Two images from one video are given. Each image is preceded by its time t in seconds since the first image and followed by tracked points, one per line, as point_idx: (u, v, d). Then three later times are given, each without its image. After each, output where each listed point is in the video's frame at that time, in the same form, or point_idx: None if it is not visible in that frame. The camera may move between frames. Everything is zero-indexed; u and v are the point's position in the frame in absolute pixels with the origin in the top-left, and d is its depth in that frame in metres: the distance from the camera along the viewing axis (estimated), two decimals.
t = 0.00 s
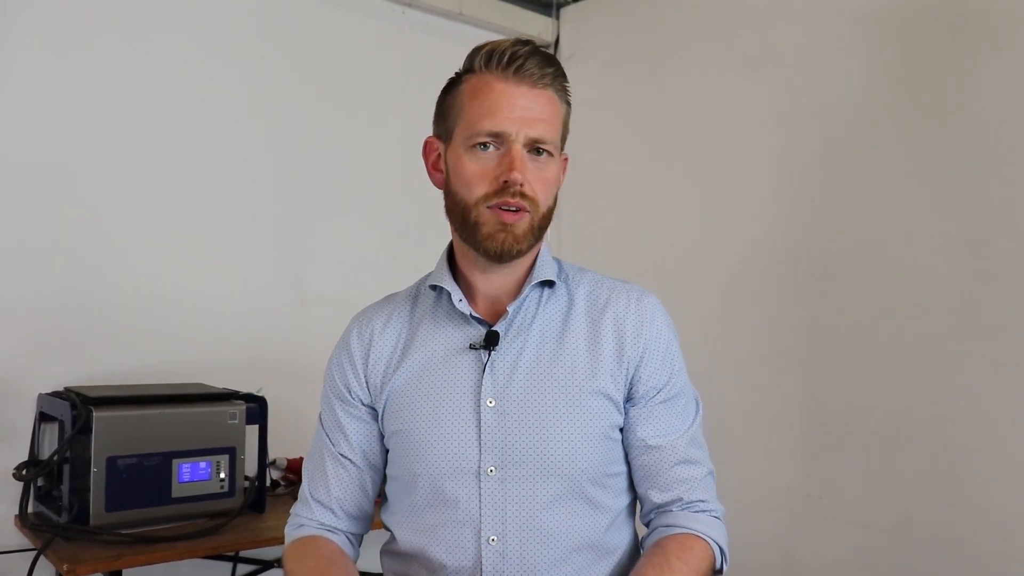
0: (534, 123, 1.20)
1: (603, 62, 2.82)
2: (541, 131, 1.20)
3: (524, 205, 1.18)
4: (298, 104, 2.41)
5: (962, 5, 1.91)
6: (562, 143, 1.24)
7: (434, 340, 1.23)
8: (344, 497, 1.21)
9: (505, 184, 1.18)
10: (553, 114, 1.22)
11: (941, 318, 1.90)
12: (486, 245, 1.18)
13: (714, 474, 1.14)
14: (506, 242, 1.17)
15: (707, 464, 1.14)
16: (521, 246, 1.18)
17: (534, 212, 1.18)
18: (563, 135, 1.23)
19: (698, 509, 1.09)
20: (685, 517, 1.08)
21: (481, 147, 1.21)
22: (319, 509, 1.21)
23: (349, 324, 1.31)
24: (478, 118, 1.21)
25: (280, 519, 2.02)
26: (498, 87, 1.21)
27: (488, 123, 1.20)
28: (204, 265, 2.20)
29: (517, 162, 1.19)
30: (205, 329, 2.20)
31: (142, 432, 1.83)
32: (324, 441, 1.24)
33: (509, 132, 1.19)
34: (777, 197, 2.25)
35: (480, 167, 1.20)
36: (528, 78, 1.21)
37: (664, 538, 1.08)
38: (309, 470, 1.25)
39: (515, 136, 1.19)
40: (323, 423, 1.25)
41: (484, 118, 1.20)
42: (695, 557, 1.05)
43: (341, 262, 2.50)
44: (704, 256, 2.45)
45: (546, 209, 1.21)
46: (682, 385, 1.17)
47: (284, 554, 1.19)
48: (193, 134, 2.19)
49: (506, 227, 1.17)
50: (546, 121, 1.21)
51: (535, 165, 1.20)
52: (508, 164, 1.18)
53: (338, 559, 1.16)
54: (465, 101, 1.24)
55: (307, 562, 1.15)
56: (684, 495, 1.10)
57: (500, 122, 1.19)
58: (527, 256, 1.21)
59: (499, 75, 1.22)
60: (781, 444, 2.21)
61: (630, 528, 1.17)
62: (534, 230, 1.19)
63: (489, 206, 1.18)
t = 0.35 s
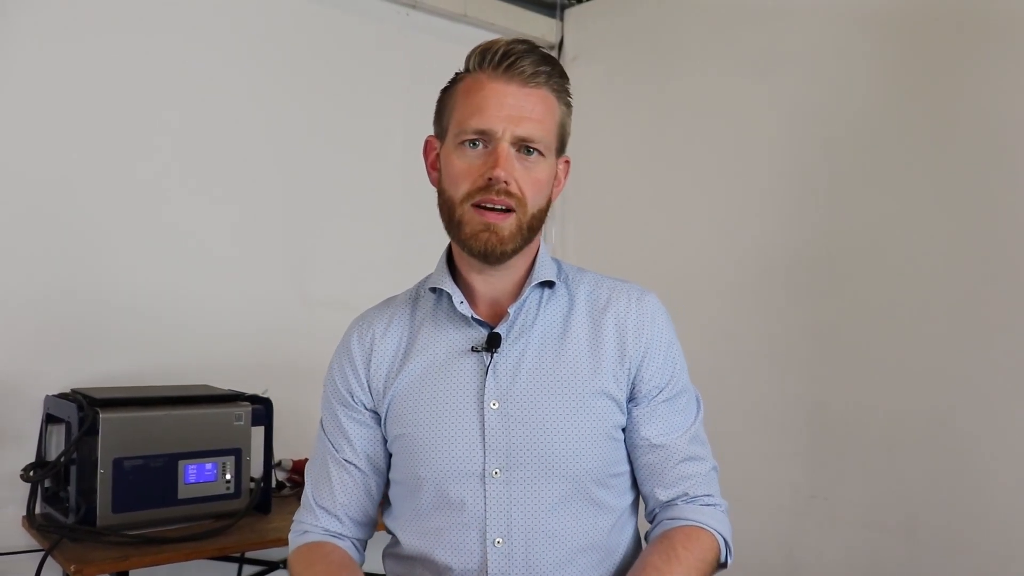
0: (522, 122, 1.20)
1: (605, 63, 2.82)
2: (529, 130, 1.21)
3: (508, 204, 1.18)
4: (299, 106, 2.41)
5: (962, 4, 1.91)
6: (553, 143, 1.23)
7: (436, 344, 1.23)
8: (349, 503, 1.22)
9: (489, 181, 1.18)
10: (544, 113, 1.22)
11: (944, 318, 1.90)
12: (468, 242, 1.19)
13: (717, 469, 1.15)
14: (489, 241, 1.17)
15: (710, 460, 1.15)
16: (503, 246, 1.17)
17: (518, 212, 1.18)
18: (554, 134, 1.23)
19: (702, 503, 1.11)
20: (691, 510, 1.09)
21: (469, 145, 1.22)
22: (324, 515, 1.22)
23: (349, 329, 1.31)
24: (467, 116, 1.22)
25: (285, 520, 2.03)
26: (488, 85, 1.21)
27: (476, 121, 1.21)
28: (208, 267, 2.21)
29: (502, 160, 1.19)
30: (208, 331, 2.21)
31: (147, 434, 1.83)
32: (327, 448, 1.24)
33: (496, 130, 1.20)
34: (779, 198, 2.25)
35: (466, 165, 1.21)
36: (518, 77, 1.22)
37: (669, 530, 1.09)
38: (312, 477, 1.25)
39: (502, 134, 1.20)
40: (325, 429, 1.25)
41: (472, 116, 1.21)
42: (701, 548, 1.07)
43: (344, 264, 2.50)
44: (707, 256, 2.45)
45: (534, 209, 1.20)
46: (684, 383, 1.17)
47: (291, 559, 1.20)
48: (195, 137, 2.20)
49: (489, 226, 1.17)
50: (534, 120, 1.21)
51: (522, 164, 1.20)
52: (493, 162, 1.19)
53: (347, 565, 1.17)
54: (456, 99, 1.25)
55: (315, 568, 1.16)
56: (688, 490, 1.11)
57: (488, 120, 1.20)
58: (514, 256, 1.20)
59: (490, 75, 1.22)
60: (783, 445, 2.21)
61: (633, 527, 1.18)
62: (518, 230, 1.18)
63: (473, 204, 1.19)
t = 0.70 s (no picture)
0: (530, 129, 1.20)
1: (610, 65, 2.82)
2: (538, 137, 1.20)
3: (522, 211, 1.18)
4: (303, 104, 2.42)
5: (968, 6, 1.91)
6: (562, 147, 1.23)
7: (445, 341, 1.23)
8: (364, 502, 1.22)
9: (500, 190, 1.18)
10: (552, 119, 1.22)
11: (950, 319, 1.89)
12: (484, 250, 1.19)
13: (715, 482, 1.14)
14: (503, 248, 1.18)
15: (710, 471, 1.14)
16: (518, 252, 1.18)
17: (532, 218, 1.19)
18: (563, 139, 1.22)
19: (693, 520, 1.10)
20: (678, 527, 1.09)
21: (479, 154, 1.22)
22: (341, 516, 1.22)
23: (361, 325, 1.31)
24: (475, 126, 1.22)
25: (290, 519, 2.04)
26: (495, 94, 1.21)
27: (485, 130, 1.21)
28: (212, 267, 2.22)
29: (513, 168, 1.19)
30: (213, 330, 2.22)
31: (153, 433, 1.84)
32: (339, 443, 1.24)
33: (505, 139, 1.20)
34: (785, 199, 2.24)
35: (478, 174, 1.21)
36: (524, 84, 1.21)
37: (653, 546, 1.09)
38: (326, 473, 1.26)
39: (511, 142, 1.20)
40: (336, 423, 1.26)
41: (481, 125, 1.21)
42: (679, 566, 1.06)
43: (349, 264, 2.51)
44: (712, 259, 2.45)
45: (547, 213, 1.21)
46: (687, 390, 1.16)
47: (309, 567, 1.20)
48: (199, 138, 2.21)
49: (503, 234, 1.18)
50: (543, 127, 1.20)
51: (533, 170, 1.20)
52: (504, 170, 1.19)
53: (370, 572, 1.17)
54: (464, 108, 1.24)
55: None
56: (679, 504, 1.10)
57: (496, 129, 1.20)
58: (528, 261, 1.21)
59: (497, 83, 1.22)
60: (788, 448, 2.20)
61: (635, 532, 1.17)
62: (532, 235, 1.19)
63: (486, 212, 1.19)
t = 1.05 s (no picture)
0: (531, 131, 1.20)
1: (611, 65, 2.83)
2: (540, 139, 1.20)
3: (523, 214, 1.18)
4: (304, 105, 2.42)
5: (969, 6, 1.92)
6: (564, 148, 1.23)
7: (448, 343, 1.24)
8: (363, 502, 1.23)
9: (502, 193, 1.18)
10: (554, 120, 1.21)
11: (952, 319, 1.89)
12: (486, 254, 1.20)
13: (726, 479, 1.14)
14: (505, 251, 1.19)
15: (719, 468, 1.14)
16: (520, 255, 1.19)
17: (533, 220, 1.19)
18: (565, 139, 1.22)
19: (705, 517, 1.10)
20: (692, 524, 1.09)
21: (480, 156, 1.22)
22: (341, 515, 1.23)
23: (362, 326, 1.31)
24: (476, 128, 1.22)
25: (293, 520, 2.04)
26: (496, 97, 1.21)
27: (486, 133, 1.21)
28: (214, 267, 2.22)
29: (514, 171, 1.19)
30: (215, 331, 2.22)
31: (155, 434, 1.84)
32: (340, 445, 1.25)
33: (506, 141, 1.20)
34: (786, 199, 2.25)
35: (479, 177, 1.21)
36: (524, 86, 1.21)
37: (668, 544, 1.09)
38: (326, 474, 1.27)
39: (512, 145, 1.20)
40: (338, 425, 1.26)
41: (481, 128, 1.21)
42: (696, 564, 1.06)
43: (350, 264, 2.51)
44: (713, 258, 2.45)
45: (549, 215, 1.21)
46: (694, 389, 1.16)
47: (311, 563, 1.21)
48: (200, 138, 2.21)
49: (504, 237, 1.18)
50: (544, 129, 1.20)
51: (534, 173, 1.20)
52: (505, 173, 1.19)
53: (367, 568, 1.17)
54: (465, 110, 1.24)
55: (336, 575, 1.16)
56: (691, 501, 1.10)
57: (497, 132, 1.20)
58: (530, 262, 1.21)
59: (498, 85, 1.22)
60: (789, 447, 2.20)
61: (641, 531, 1.17)
62: (534, 238, 1.19)
63: (487, 215, 1.19)
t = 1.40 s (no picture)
0: (504, 150, 1.17)
1: (613, 64, 2.83)
2: (513, 158, 1.17)
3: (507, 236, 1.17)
4: (306, 104, 2.42)
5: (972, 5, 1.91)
6: (545, 159, 1.19)
7: (453, 344, 1.23)
8: (370, 503, 1.22)
9: (481, 218, 1.17)
10: (528, 135, 1.18)
11: (956, 320, 1.89)
12: (475, 276, 1.20)
13: (730, 481, 1.14)
14: (492, 274, 1.18)
15: (725, 471, 1.13)
16: (507, 276, 1.18)
17: (518, 240, 1.18)
18: (543, 152, 1.19)
19: (710, 521, 1.10)
20: (696, 529, 1.08)
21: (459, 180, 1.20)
22: (344, 514, 1.23)
23: (368, 327, 1.32)
24: (452, 152, 1.20)
25: (295, 519, 2.04)
26: (467, 120, 1.18)
27: (460, 158, 1.18)
28: (216, 266, 2.22)
29: (490, 194, 1.16)
30: (217, 330, 2.22)
31: (157, 434, 1.84)
32: (344, 444, 1.25)
33: (479, 165, 1.17)
34: (789, 198, 2.25)
35: (460, 201, 1.20)
36: (493, 104, 1.18)
37: (670, 550, 1.09)
38: (331, 473, 1.27)
39: (486, 168, 1.17)
40: (343, 425, 1.26)
41: (456, 152, 1.19)
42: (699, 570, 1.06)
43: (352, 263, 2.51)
44: (715, 257, 2.45)
45: (535, 230, 1.19)
46: (701, 391, 1.16)
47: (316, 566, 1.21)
48: (203, 137, 2.21)
49: (488, 261, 1.18)
50: (518, 147, 1.17)
51: (513, 192, 1.18)
52: (482, 197, 1.17)
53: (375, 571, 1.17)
54: (442, 133, 1.23)
55: None
56: (696, 505, 1.10)
57: (469, 157, 1.17)
58: (522, 278, 1.20)
59: (467, 107, 1.19)
60: (791, 446, 2.20)
61: (646, 533, 1.17)
62: (520, 257, 1.18)
63: (471, 241, 1.19)
